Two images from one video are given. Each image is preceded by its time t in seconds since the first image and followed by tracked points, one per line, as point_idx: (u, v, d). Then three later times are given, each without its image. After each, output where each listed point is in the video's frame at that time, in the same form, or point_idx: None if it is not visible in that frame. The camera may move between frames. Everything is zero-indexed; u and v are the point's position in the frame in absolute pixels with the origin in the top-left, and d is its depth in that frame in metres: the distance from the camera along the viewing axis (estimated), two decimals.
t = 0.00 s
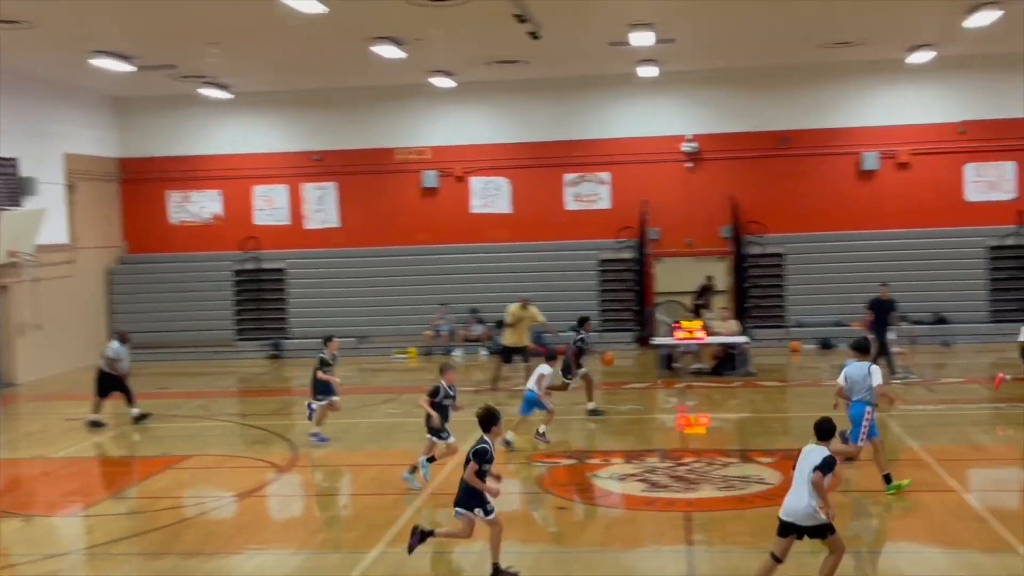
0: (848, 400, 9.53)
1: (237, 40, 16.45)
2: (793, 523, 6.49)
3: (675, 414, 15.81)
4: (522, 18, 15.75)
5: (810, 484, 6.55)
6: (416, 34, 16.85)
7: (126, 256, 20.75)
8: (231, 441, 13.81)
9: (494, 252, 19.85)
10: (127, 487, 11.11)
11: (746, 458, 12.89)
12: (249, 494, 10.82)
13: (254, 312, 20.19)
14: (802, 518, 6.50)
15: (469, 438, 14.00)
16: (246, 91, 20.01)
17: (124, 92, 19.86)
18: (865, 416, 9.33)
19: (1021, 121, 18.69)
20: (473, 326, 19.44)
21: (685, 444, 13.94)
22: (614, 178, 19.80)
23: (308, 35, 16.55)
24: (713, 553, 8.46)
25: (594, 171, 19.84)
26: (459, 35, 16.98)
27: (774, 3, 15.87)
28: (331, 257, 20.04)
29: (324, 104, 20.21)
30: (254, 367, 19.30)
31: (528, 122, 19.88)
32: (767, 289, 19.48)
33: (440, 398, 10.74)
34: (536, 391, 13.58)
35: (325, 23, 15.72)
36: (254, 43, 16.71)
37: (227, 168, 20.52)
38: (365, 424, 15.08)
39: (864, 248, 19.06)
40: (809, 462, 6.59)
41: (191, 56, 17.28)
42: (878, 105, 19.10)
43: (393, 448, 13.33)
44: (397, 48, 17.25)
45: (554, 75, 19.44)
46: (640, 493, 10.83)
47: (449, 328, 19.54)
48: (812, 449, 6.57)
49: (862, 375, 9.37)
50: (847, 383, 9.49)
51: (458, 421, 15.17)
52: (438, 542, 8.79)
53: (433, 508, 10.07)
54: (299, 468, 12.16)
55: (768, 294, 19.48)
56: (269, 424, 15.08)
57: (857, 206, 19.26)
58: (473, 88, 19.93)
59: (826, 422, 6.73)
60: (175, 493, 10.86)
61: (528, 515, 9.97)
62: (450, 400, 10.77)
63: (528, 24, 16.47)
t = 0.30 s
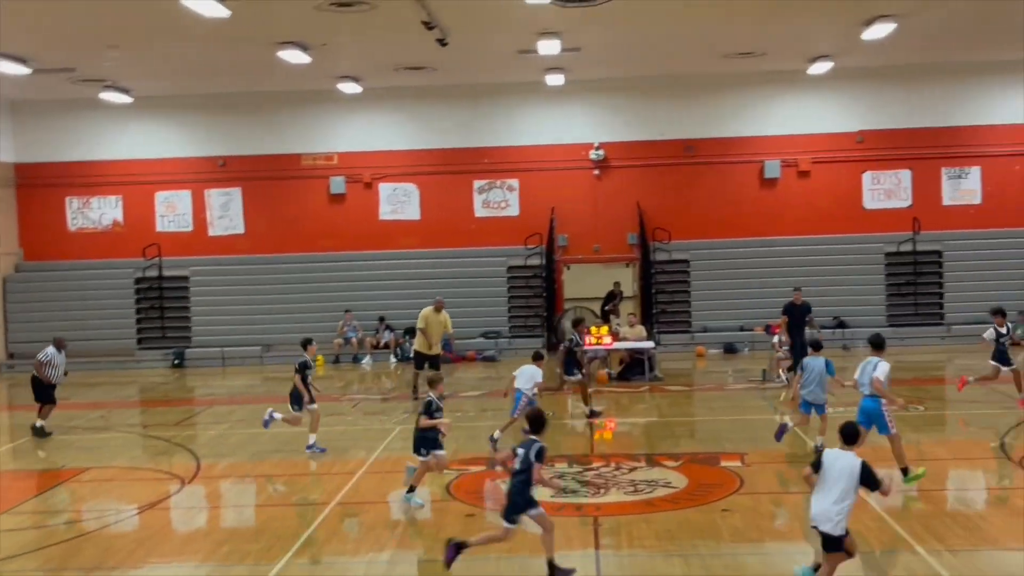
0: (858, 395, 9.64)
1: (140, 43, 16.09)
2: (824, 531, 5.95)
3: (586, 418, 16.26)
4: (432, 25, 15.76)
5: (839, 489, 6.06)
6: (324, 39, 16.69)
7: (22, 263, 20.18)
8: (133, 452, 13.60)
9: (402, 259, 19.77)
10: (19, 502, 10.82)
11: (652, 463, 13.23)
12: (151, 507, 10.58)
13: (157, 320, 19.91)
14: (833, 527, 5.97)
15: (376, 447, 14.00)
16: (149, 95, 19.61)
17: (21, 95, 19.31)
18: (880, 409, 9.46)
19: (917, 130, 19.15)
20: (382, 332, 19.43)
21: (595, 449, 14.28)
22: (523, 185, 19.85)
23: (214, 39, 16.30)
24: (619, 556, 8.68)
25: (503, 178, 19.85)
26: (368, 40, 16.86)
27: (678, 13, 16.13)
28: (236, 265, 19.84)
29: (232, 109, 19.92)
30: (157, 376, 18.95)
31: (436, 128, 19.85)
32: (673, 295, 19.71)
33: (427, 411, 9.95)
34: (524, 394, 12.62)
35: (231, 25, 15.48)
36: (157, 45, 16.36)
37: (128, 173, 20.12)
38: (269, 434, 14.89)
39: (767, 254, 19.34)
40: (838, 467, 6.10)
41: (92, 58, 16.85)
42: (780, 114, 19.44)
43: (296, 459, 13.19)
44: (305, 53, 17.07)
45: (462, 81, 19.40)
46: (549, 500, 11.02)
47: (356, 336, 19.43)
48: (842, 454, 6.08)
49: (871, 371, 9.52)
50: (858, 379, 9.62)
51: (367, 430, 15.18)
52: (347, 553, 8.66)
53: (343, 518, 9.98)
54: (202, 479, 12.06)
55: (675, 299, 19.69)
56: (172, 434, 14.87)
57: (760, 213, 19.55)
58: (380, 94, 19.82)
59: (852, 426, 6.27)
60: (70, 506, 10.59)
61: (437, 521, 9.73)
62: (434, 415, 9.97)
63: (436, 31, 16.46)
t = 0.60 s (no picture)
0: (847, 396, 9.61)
1: (19, 47, 15.61)
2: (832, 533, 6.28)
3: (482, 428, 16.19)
4: (325, 32, 15.66)
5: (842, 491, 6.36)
6: (215, 44, 16.41)
7: None
8: (14, 468, 13.35)
9: (297, 268, 19.54)
10: None
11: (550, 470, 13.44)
12: (35, 525, 10.71)
13: (41, 331, 19.32)
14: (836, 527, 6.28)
15: (271, 459, 14.01)
16: (32, 99, 19.02)
17: None
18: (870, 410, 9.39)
19: (805, 141, 19.61)
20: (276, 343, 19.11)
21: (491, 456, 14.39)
22: (420, 193, 19.76)
23: (98, 43, 15.90)
24: (522, 562, 8.95)
25: (400, 186, 19.73)
26: (260, 46, 16.64)
27: (568, 24, 16.27)
28: (126, 275, 19.43)
29: (124, 114, 19.49)
30: (40, 388, 18.43)
31: (332, 135, 19.66)
32: (571, 303, 19.80)
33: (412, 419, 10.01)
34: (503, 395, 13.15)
35: (115, 30, 15.13)
36: (39, 49, 15.89)
37: (11, 180, 19.50)
38: (159, 447, 14.66)
39: (663, 263, 19.63)
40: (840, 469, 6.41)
41: None
42: (675, 125, 19.73)
43: (185, 474, 13.17)
44: (196, 57, 16.75)
45: (358, 88, 19.26)
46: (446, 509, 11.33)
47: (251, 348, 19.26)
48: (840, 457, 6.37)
49: (863, 371, 9.43)
50: (846, 379, 9.55)
51: (260, 442, 15.13)
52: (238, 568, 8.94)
53: (235, 534, 10.29)
54: (89, 495, 12.02)
55: (572, 308, 19.79)
56: (58, 448, 14.60)
57: (654, 222, 19.81)
58: (274, 100, 19.55)
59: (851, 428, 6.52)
60: None
61: (335, 532, 10.24)
62: (417, 422, 10.01)
63: (331, 37, 16.33)
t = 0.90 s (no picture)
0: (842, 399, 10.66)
1: None
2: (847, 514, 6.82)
3: (401, 432, 16.09)
4: (241, 33, 15.44)
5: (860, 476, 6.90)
6: (127, 44, 16.07)
7: None
8: None
9: (211, 271, 19.30)
10: None
11: (470, 473, 13.60)
12: None
13: None
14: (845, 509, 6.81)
15: (184, 466, 13.82)
16: None
17: None
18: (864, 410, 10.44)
19: (722, 145, 19.88)
20: (191, 348, 18.74)
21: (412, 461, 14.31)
22: (339, 195, 19.61)
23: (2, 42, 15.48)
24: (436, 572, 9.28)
25: (318, 188, 19.58)
26: (174, 46, 16.36)
27: (487, 26, 16.23)
28: (33, 279, 19.00)
29: (36, 114, 19.02)
30: None
31: (249, 136, 19.45)
32: (491, 306, 19.71)
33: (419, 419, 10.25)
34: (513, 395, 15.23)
35: (19, 29, 14.75)
36: None
37: None
38: (69, 454, 14.36)
39: (583, 265, 19.71)
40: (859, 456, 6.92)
41: None
42: (595, 129, 19.85)
43: (97, 481, 12.98)
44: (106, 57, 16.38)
45: (275, 89, 19.05)
46: (369, 515, 11.41)
47: (164, 351, 18.58)
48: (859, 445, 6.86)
49: (854, 373, 10.51)
50: (842, 381, 10.59)
51: (174, 448, 14.85)
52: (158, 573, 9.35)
53: (148, 542, 10.39)
54: None
55: (493, 311, 19.69)
56: None
57: (573, 224, 19.92)
58: (189, 100, 19.29)
59: (874, 419, 6.97)
60: None
61: (251, 539, 10.42)
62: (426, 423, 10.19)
63: (248, 38, 16.10)
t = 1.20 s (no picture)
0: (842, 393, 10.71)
1: None
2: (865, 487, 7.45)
3: (335, 433, 15.90)
4: (169, 29, 15.16)
5: (878, 451, 7.53)
6: (50, 41, 15.73)
7: None
8: None
9: (139, 272, 19.03)
10: None
11: (405, 475, 13.46)
12: None
13: None
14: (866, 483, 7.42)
15: (112, 470, 13.57)
16: None
17: None
18: (865, 402, 10.68)
19: (654, 146, 20.05)
20: (119, 350, 18.51)
21: (345, 462, 14.17)
22: (270, 195, 19.44)
23: None
24: (373, 572, 9.33)
25: (249, 188, 19.38)
26: (100, 43, 16.06)
27: (420, 25, 16.12)
28: None
29: None
30: None
31: (179, 135, 19.19)
32: (425, 307, 19.65)
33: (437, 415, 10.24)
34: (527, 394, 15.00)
35: None
36: None
37: None
38: None
39: (517, 265, 19.72)
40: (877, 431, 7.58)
41: None
42: (528, 129, 19.87)
43: (23, 487, 12.73)
44: (28, 54, 16.01)
45: (206, 87, 18.80)
46: (300, 518, 11.29)
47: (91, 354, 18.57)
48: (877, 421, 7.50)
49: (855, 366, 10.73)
50: (844, 374, 10.71)
51: (102, 451, 14.57)
52: None
53: (74, 548, 10.20)
54: None
55: (427, 311, 19.64)
56: None
57: (507, 225, 19.90)
58: (118, 98, 18.98)
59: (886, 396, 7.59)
60: None
61: (181, 544, 10.28)
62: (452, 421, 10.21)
63: (174, 36, 15.84)
